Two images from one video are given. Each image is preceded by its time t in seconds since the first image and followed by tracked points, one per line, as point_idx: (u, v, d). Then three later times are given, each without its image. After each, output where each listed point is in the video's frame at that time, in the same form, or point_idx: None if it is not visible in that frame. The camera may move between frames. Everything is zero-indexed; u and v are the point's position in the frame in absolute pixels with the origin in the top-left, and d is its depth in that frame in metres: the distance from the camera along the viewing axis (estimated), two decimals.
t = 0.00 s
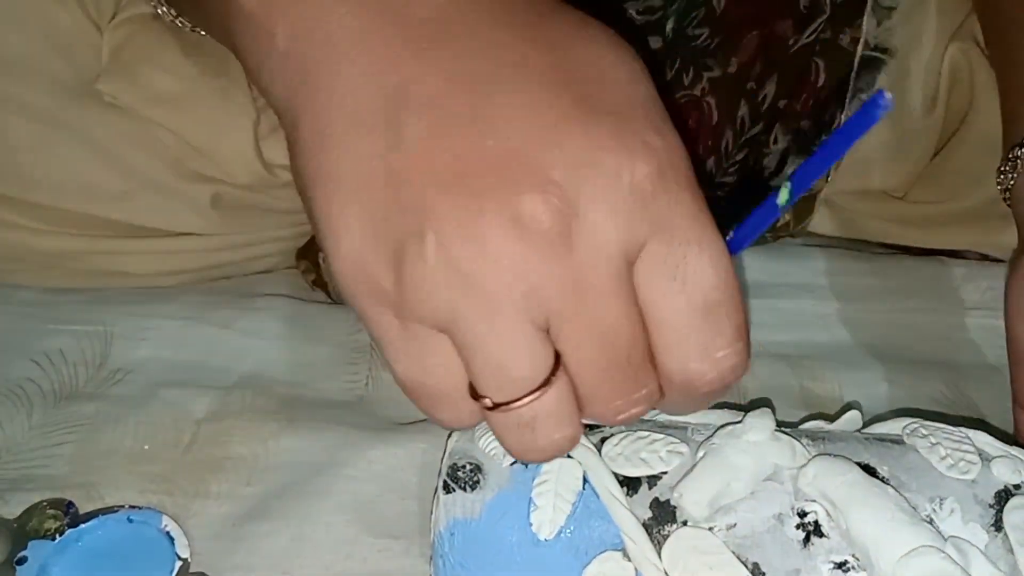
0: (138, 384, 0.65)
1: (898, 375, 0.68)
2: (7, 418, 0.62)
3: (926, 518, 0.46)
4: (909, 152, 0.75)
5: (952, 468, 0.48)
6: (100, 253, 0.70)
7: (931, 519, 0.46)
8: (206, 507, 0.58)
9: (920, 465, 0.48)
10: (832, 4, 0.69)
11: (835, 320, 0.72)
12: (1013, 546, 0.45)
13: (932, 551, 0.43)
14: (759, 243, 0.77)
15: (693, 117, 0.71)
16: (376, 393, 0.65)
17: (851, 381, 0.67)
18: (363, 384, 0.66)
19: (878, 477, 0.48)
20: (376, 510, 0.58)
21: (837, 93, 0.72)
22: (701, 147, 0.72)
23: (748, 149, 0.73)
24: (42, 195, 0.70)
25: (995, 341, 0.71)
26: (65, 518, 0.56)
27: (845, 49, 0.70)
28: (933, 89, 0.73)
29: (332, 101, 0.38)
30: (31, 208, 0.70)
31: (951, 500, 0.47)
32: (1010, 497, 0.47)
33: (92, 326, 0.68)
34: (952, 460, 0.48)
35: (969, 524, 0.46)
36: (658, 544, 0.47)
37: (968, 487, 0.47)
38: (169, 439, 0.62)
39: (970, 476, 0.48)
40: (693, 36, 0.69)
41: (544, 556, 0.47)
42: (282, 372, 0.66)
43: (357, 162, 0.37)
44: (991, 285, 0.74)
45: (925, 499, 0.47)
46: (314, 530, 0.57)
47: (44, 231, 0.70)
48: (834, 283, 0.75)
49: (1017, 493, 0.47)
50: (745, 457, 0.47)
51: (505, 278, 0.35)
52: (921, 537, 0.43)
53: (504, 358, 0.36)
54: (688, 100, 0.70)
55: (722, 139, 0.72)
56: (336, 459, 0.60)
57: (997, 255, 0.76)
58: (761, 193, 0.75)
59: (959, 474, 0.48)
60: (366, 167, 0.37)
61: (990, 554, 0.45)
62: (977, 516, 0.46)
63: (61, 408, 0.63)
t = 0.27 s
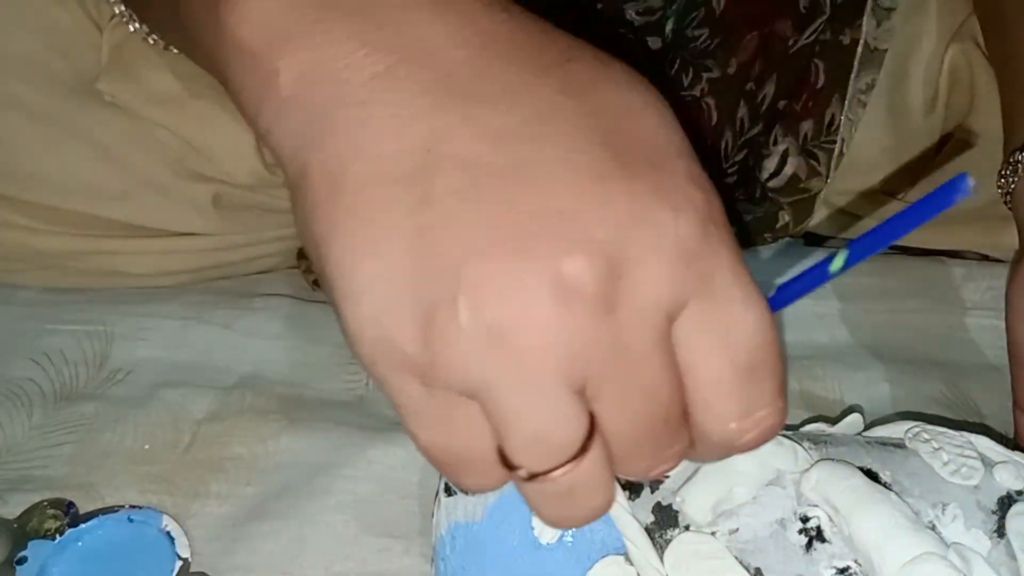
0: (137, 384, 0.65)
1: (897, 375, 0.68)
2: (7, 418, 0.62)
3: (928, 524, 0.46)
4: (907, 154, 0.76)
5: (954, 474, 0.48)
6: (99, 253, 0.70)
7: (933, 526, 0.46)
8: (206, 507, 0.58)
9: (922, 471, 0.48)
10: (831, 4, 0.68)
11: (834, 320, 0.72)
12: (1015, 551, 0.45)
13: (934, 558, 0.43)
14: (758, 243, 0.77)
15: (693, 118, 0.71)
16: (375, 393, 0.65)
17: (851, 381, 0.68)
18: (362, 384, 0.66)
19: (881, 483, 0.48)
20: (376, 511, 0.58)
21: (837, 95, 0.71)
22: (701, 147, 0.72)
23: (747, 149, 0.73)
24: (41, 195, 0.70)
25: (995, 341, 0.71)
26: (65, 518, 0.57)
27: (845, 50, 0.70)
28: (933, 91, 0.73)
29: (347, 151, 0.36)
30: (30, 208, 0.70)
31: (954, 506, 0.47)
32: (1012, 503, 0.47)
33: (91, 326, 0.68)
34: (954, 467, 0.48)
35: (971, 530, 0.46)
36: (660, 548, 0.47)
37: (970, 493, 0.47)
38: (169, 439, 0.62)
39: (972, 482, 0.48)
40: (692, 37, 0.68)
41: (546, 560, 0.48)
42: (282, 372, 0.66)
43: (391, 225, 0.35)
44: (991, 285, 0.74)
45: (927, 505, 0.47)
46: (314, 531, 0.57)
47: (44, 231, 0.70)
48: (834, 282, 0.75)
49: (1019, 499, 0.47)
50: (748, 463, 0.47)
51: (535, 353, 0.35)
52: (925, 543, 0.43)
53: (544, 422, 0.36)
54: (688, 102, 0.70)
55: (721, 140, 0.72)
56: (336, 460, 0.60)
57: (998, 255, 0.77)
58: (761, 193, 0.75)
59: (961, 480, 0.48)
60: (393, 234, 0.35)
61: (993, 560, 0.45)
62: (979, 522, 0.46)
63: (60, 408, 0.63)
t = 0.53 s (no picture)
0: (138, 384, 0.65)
1: (897, 374, 0.68)
2: (7, 418, 0.62)
3: (930, 523, 0.46)
4: (908, 154, 0.75)
5: (956, 474, 0.48)
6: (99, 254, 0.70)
7: (935, 525, 0.46)
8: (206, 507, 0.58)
9: (924, 470, 0.48)
10: (832, 5, 0.68)
11: (834, 319, 0.73)
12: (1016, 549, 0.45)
13: (936, 555, 0.42)
14: (758, 244, 0.77)
15: (693, 117, 0.72)
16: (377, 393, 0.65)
17: (850, 381, 0.68)
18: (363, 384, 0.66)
19: (883, 481, 0.48)
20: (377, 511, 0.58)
21: (838, 95, 0.70)
22: (701, 145, 0.73)
23: (747, 149, 0.73)
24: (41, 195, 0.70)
25: (994, 341, 0.71)
26: (65, 517, 0.56)
27: (846, 51, 0.69)
28: (933, 90, 0.72)
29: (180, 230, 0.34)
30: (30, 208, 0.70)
31: (955, 505, 0.47)
32: (1013, 504, 0.47)
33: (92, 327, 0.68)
34: (955, 466, 0.48)
35: (972, 528, 0.46)
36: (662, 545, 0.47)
37: (972, 492, 0.47)
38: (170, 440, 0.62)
39: (973, 481, 0.48)
40: (692, 37, 0.69)
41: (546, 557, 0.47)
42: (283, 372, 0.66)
43: (224, 323, 0.33)
44: (992, 284, 0.74)
45: (930, 504, 0.47)
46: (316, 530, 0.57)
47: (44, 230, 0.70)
48: (834, 281, 0.75)
49: (1020, 499, 0.47)
50: (753, 461, 0.47)
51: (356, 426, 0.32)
52: (926, 540, 0.43)
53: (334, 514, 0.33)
54: (687, 101, 0.71)
55: (721, 139, 0.73)
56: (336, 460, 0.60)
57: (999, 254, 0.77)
58: (761, 194, 0.74)
59: (963, 480, 0.48)
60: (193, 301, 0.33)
61: (994, 560, 0.45)
62: (981, 522, 0.46)
63: (61, 408, 0.63)
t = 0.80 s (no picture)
0: (138, 384, 0.65)
1: (897, 374, 0.68)
2: (7, 418, 0.62)
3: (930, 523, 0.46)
4: (907, 155, 0.76)
5: (956, 475, 0.48)
6: (99, 254, 0.71)
7: (935, 525, 0.47)
8: (205, 507, 0.58)
9: (924, 471, 0.49)
10: (832, 6, 0.68)
11: (834, 319, 0.72)
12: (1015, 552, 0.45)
13: (937, 556, 0.43)
14: (759, 245, 0.77)
15: (693, 117, 0.72)
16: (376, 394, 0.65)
17: (850, 381, 0.68)
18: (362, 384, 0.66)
19: (882, 481, 0.48)
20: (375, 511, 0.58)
21: (837, 96, 0.70)
22: (700, 146, 0.74)
23: (747, 149, 0.74)
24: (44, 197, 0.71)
25: (994, 341, 0.71)
26: (65, 518, 0.56)
27: (845, 51, 0.69)
28: (933, 91, 0.73)
29: (256, 166, 0.33)
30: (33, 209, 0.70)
31: (955, 506, 0.47)
32: (1014, 505, 0.47)
33: (92, 326, 0.68)
34: (955, 467, 0.48)
35: (972, 530, 0.46)
36: (663, 545, 0.47)
37: (972, 493, 0.48)
38: (169, 439, 0.61)
39: (973, 483, 0.48)
40: (692, 38, 0.69)
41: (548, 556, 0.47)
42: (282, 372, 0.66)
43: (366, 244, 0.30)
44: (992, 285, 0.74)
45: (929, 505, 0.47)
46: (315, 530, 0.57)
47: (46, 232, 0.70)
48: (831, 281, 0.75)
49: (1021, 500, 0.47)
50: (754, 461, 0.47)
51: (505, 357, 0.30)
52: (928, 540, 0.43)
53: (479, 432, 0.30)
54: (687, 101, 0.71)
55: (721, 140, 0.73)
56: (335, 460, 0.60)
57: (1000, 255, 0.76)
58: (761, 194, 0.75)
59: (963, 481, 0.48)
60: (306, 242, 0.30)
61: (993, 563, 0.45)
62: (981, 523, 0.47)
63: (61, 408, 0.63)
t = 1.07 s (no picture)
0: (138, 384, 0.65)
1: (897, 374, 0.68)
2: (7, 418, 0.62)
3: (931, 523, 0.46)
4: (907, 156, 0.75)
5: (957, 475, 0.48)
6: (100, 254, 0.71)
7: (936, 525, 0.46)
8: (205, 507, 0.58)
9: (925, 470, 0.49)
10: (832, 6, 0.68)
11: (834, 320, 0.73)
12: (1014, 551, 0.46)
13: (939, 554, 0.43)
14: (758, 245, 0.76)
15: (693, 118, 0.72)
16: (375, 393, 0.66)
17: (850, 381, 0.68)
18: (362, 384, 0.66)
19: (883, 481, 0.48)
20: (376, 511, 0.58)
21: (837, 96, 0.70)
22: (700, 146, 0.73)
23: (747, 150, 0.73)
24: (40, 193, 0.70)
25: (994, 341, 0.72)
26: (65, 518, 0.56)
27: (845, 51, 0.69)
28: (934, 92, 0.72)
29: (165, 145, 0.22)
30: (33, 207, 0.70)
31: (955, 506, 0.47)
32: (1014, 505, 0.47)
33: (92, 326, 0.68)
34: (956, 467, 0.49)
35: (973, 529, 0.46)
36: (664, 544, 0.47)
37: (972, 494, 0.48)
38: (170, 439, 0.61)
39: (974, 482, 0.48)
40: (692, 38, 0.70)
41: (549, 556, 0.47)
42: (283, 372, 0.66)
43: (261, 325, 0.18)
44: (991, 284, 0.75)
45: (930, 504, 0.47)
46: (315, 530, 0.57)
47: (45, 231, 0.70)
48: (832, 282, 0.75)
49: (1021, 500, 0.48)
50: (753, 461, 0.47)
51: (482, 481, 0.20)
52: (929, 540, 0.44)
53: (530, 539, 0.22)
54: (687, 101, 0.71)
55: (721, 141, 0.72)
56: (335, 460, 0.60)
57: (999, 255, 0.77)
58: (761, 195, 0.75)
59: (964, 481, 0.48)
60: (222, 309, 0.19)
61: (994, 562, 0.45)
62: (981, 522, 0.47)
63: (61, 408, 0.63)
